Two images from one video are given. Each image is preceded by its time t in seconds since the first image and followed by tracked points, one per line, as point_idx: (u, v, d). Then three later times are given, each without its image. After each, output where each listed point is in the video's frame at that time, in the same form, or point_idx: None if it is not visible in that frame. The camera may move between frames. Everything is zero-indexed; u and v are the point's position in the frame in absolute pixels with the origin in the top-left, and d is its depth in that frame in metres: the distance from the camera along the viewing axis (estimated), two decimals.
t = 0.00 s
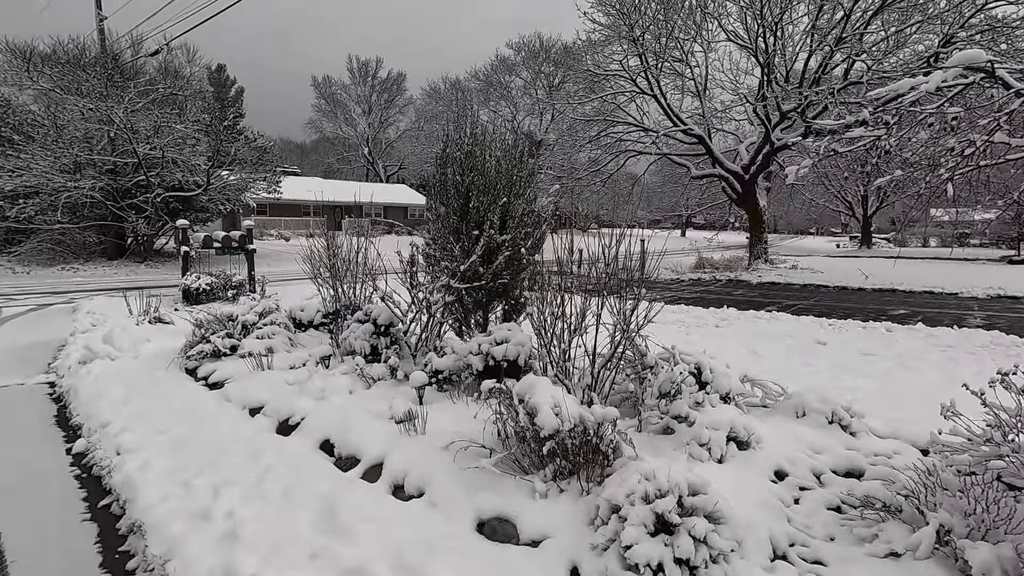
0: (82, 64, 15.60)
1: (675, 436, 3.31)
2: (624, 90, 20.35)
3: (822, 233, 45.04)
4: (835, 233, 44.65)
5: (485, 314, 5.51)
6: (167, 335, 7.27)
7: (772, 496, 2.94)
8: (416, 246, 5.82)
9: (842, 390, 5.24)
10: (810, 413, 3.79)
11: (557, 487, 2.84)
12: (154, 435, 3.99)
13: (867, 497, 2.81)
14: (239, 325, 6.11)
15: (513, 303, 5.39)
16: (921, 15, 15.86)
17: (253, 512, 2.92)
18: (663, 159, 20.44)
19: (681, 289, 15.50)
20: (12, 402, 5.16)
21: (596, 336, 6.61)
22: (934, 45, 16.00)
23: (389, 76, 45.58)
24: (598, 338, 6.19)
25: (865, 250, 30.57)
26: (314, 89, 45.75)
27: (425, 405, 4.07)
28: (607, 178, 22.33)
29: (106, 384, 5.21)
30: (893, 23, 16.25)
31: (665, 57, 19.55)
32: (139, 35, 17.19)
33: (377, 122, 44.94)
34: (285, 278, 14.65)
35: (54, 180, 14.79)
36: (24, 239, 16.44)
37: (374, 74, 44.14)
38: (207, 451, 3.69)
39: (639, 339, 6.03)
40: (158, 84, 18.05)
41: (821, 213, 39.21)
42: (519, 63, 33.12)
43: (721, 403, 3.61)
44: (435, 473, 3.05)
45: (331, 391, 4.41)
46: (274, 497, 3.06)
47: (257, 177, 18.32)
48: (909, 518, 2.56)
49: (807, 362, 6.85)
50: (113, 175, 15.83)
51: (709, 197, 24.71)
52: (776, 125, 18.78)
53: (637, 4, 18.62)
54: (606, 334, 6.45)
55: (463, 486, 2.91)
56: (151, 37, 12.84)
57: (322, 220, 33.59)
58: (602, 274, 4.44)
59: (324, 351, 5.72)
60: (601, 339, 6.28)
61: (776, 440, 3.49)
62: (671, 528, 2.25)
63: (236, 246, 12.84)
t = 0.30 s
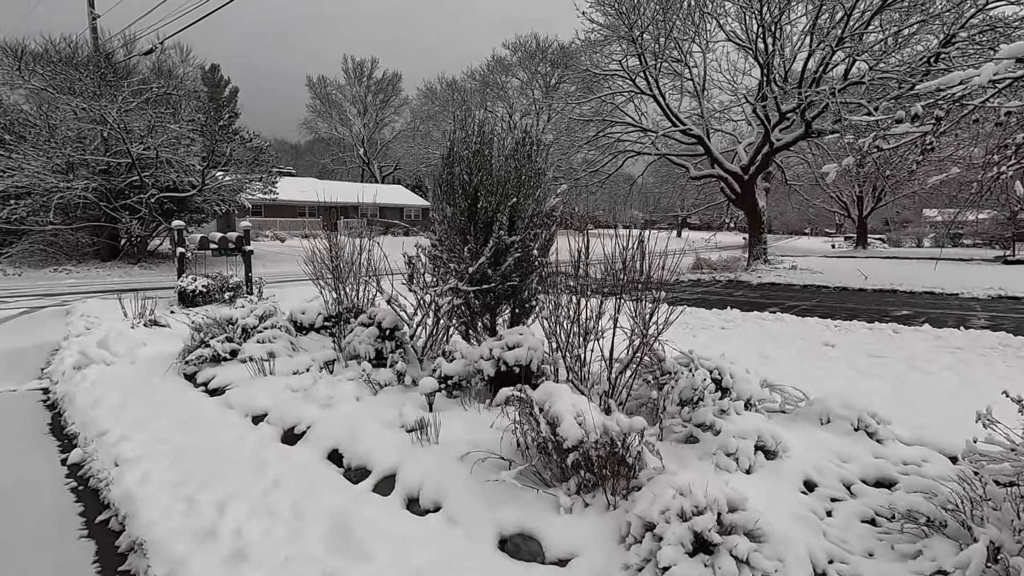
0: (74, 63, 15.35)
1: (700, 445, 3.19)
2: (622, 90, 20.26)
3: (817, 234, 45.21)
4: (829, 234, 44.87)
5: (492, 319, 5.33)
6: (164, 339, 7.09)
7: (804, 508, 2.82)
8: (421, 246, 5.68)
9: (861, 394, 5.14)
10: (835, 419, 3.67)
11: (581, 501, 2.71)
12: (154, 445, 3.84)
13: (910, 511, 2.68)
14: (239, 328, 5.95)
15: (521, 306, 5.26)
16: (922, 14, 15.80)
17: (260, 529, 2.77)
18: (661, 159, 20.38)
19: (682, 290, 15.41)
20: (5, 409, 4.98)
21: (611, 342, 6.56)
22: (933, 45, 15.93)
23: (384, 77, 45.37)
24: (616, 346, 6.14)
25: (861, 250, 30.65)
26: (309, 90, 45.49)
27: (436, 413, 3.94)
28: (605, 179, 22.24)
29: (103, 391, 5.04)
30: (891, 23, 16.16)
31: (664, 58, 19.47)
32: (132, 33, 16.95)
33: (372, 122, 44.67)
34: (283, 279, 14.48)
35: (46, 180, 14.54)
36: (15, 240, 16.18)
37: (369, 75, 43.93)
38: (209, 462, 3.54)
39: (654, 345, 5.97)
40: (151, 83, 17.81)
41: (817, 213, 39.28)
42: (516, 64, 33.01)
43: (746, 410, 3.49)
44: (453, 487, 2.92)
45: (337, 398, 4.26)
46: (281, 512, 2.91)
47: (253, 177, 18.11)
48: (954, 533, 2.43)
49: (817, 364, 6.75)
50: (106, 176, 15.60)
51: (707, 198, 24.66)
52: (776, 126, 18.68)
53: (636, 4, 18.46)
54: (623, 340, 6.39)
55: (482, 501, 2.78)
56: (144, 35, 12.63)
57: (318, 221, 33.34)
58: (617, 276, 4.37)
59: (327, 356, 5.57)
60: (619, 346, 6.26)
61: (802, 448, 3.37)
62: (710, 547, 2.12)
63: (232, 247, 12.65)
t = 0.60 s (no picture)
0: (64, 61, 15.05)
1: (725, 455, 3.03)
2: (621, 91, 20.14)
3: (811, 234, 45.34)
4: (822, 234, 45.10)
5: (498, 321, 5.19)
6: (156, 342, 6.87)
7: (839, 523, 2.67)
8: (423, 246, 5.53)
9: (883, 399, 5.00)
10: (861, 426, 3.53)
11: (605, 518, 2.54)
12: (147, 455, 3.64)
13: (957, 527, 2.48)
14: (235, 331, 5.77)
15: (529, 307, 5.14)
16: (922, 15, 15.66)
17: (261, 547, 2.59)
18: (659, 159, 20.29)
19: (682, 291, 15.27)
20: None
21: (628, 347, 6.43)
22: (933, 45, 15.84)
23: (379, 77, 45.08)
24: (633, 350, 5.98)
25: (857, 250, 30.70)
26: (303, 90, 45.16)
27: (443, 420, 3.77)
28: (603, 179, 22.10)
29: (92, 397, 4.83)
30: (890, 23, 16.05)
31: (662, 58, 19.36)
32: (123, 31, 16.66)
33: (367, 123, 44.40)
34: (278, 280, 14.25)
35: (36, 180, 14.24)
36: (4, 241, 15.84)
37: (364, 75, 43.65)
38: (205, 474, 3.35)
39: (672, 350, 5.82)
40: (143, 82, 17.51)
41: (812, 213, 39.37)
42: (511, 64, 32.83)
43: (770, 417, 3.35)
44: (466, 501, 2.76)
45: (338, 404, 4.08)
46: (283, 529, 2.72)
47: (247, 177, 17.84)
48: (1005, 552, 2.23)
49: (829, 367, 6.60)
50: (97, 175, 15.32)
51: (705, 199, 24.60)
52: (775, 127, 18.59)
53: (635, 4, 18.29)
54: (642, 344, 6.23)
55: (498, 517, 2.61)
56: (135, 33, 12.36)
57: (312, 222, 33.08)
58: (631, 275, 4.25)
59: (327, 360, 5.39)
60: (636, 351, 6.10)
61: (828, 457, 3.22)
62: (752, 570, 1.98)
63: (226, 248, 12.41)
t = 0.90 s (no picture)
0: (49, 61, 14.68)
1: (751, 476, 2.87)
2: (615, 93, 20.05)
3: (802, 237, 45.57)
4: (812, 237, 45.34)
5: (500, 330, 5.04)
6: (143, 351, 6.61)
7: (877, 549, 2.51)
8: (421, 251, 5.37)
9: (898, 408, 4.90)
10: (886, 442, 3.38)
11: (631, 548, 2.37)
12: (133, 476, 3.42)
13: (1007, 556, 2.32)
14: (226, 340, 5.55)
15: (531, 316, 5.00)
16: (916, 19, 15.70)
17: None
18: (654, 162, 20.22)
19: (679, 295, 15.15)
20: None
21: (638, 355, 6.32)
22: (926, 50, 15.90)
23: (370, 79, 44.78)
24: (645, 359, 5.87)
25: (849, 254, 30.81)
26: (293, 92, 44.75)
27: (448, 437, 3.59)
28: (598, 182, 21.99)
29: (75, 412, 4.59)
30: (884, 27, 16.08)
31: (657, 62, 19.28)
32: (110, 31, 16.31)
33: (358, 125, 44.05)
34: (269, 286, 13.96)
35: (19, 182, 13.87)
36: None
37: (355, 77, 43.33)
38: (196, 497, 3.13)
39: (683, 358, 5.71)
40: (131, 82, 17.16)
41: (803, 217, 39.54)
42: (504, 67, 32.65)
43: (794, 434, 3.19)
44: (479, 529, 2.57)
45: (337, 420, 3.88)
46: (281, 562, 2.51)
47: (237, 180, 17.53)
48: None
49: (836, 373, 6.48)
50: (83, 178, 14.96)
51: (700, 202, 24.56)
52: (769, 131, 18.58)
53: (629, 7, 18.32)
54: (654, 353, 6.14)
55: (515, 548, 2.43)
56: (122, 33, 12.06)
57: (303, 225, 32.71)
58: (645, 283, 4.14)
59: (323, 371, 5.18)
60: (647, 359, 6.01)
61: (857, 476, 3.06)
62: None
63: (216, 252, 12.12)
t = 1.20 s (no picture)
0: (33, 60, 14.34)
1: (779, 489, 2.74)
2: (609, 96, 20.00)
3: (792, 240, 45.89)
4: (802, 240, 45.68)
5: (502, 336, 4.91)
6: (131, 358, 6.37)
7: (916, 567, 2.38)
8: (422, 254, 5.23)
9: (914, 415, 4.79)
10: (913, 451, 3.26)
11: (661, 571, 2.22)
12: (121, 494, 3.23)
13: None
14: (219, 347, 5.36)
15: (535, 321, 4.89)
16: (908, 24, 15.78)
17: None
18: (648, 165, 20.19)
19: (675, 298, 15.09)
20: None
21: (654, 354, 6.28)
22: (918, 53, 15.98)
23: (361, 81, 44.49)
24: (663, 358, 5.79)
25: (840, 256, 31.00)
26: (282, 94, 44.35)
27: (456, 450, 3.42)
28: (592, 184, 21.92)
29: (59, 423, 4.37)
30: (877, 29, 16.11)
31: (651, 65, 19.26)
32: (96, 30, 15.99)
33: (348, 128, 43.76)
34: (260, 289, 13.72)
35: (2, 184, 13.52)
36: None
37: (346, 79, 43.03)
38: (189, 516, 2.94)
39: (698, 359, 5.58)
40: (117, 83, 16.84)
41: (792, 221, 39.78)
42: (496, 70, 32.50)
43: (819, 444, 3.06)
44: (496, 549, 2.41)
45: (338, 430, 3.70)
46: None
47: (227, 182, 17.25)
48: None
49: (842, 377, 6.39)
50: (68, 179, 14.62)
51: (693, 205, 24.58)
52: (763, 134, 18.58)
53: (623, 10, 18.30)
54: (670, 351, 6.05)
55: (536, 570, 2.27)
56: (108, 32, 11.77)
57: (293, 228, 32.35)
58: (664, 283, 4.04)
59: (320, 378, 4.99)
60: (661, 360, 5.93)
61: (886, 488, 2.94)
62: None
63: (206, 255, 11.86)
